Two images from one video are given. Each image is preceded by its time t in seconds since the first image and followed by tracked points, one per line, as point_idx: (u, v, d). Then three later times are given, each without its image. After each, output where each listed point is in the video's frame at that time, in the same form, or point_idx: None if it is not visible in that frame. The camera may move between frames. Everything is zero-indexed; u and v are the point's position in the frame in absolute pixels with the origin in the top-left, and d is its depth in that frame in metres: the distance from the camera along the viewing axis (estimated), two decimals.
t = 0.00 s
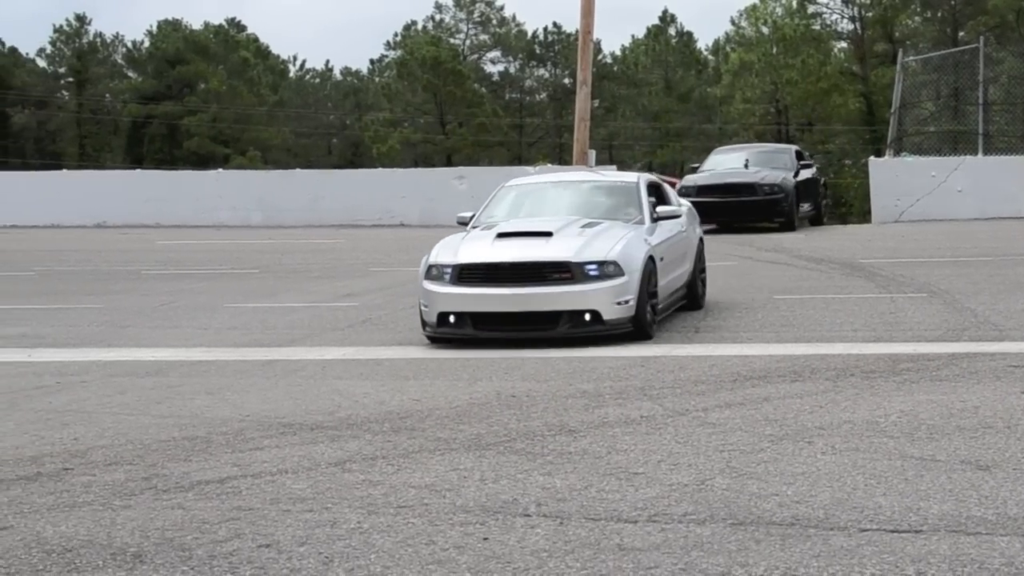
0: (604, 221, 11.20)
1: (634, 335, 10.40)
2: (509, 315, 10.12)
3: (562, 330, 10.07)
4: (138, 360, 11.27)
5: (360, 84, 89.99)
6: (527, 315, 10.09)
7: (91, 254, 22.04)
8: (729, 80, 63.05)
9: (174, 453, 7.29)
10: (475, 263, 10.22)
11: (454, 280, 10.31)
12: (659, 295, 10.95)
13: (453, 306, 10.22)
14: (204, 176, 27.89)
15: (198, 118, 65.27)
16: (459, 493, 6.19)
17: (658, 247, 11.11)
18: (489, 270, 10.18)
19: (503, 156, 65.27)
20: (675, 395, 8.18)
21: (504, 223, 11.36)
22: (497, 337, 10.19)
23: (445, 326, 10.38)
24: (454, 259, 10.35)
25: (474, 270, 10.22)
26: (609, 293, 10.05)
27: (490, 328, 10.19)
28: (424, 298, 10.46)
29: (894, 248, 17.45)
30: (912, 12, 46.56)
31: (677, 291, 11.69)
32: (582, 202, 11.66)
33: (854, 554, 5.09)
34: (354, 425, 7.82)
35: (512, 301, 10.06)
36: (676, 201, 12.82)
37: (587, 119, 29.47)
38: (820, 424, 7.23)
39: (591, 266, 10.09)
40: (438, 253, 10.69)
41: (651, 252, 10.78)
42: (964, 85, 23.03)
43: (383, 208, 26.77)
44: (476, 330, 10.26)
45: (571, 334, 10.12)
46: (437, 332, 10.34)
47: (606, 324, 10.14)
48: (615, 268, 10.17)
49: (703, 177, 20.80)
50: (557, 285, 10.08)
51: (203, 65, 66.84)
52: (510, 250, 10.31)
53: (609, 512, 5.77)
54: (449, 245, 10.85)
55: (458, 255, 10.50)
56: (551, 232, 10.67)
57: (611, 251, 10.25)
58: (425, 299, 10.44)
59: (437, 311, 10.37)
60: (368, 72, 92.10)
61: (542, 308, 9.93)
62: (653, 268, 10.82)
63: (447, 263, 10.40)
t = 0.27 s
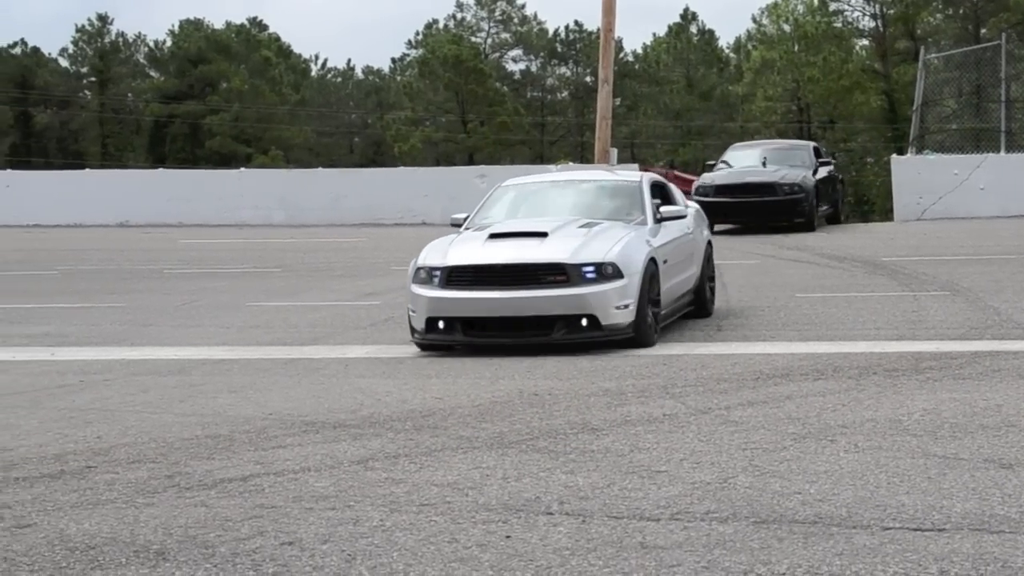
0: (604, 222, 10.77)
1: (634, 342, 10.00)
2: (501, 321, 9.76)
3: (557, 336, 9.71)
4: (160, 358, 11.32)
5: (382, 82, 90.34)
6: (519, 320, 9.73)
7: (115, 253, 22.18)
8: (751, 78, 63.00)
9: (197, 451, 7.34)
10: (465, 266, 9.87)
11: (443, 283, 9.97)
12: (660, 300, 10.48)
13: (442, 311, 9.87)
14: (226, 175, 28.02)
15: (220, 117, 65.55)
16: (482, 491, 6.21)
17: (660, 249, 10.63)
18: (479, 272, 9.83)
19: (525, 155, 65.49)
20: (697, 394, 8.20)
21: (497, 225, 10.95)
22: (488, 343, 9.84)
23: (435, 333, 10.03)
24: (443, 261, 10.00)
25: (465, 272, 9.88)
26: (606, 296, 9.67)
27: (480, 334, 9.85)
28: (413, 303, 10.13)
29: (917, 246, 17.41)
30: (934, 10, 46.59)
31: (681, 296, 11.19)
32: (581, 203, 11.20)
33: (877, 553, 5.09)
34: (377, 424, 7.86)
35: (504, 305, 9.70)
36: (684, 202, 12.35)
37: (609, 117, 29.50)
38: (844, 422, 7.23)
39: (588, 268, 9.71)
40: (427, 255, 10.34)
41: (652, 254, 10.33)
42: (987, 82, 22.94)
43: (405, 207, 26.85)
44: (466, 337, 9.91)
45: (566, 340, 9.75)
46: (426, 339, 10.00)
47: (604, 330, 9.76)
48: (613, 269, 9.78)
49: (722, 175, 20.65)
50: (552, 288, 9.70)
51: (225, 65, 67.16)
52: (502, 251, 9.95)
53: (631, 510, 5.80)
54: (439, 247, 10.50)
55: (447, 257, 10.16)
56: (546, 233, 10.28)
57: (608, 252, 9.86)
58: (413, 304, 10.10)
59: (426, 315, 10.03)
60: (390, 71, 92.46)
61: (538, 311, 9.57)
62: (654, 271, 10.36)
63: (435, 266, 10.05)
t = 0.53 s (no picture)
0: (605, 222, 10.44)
1: (636, 348, 9.71)
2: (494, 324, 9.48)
3: (552, 340, 9.42)
4: (186, 357, 11.38)
5: (407, 81, 90.65)
6: (513, 323, 9.45)
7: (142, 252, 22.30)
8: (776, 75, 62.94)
9: (222, 449, 7.39)
10: (456, 266, 9.60)
11: (433, 285, 9.68)
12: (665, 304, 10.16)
13: (432, 314, 9.59)
14: (252, 173, 28.12)
15: (246, 116, 65.88)
16: (507, 489, 6.24)
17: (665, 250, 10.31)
18: (471, 273, 9.56)
19: (551, 153, 65.59)
20: (723, 392, 8.20)
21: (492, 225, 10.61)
22: (480, 348, 9.55)
23: (424, 337, 9.75)
24: (432, 262, 9.72)
25: (456, 273, 9.61)
26: (606, 298, 9.40)
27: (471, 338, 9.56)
28: (402, 305, 9.85)
29: (943, 243, 17.37)
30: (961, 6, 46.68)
31: (690, 301, 10.83)
32: (583, 203, 10.83)
33: (902, 550, 5.09)
34: (403, 422, 7.90)
35: (497, 306, 9.42)
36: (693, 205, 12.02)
37: (635, 114, 29.50)
38: (869, 420, 7.23)
39: (585, 268, 9.46)
40: (415, 256, 10.06)
41: (656, 254, 10.03)
42: (1013, 79, 23.98)
43: (432, 206, 26.97)
44: (456, 342, 9.61)
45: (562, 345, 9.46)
46: (414, 344, 9.70)
47: (602, 334, 9.48)
48: (613, 270, 9.53)
49: (743, 174, 20.43)
50: (547, 289, 9.43)
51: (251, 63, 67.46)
52: (495, 250, 9.68)
53: (657, 508, 5.81)
54: (428, 248, 10.21)
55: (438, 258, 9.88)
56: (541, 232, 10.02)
57: (607, 252, 9.60)
58: (401, 308, 9.81)
59: (414, 319, 9.73)
60: (415, 70, 92.72)
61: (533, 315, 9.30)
62: (657, 272, 10.06)
63: (425, 267, 9.77)
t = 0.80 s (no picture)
0: (604, 222, 9.99)
1: (633, 357, 9.27)
2: (479, 332, 9.04)
3: (541, 350, 8.97)
4: (215, 356, 11.45)
5: (436, 80, 91.05)
6: (499, 330, 9.00)
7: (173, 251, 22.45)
8: (805, 73, 62.97)
9: (252, 448, 7.44)
10: (438, 271, 9.16)
11: (413, 290, 9.26)
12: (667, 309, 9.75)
13: (412, 321, 9.16)
14: (281, 173, 28.25)
15: (276, 115, 66.27)
16: (537, 488, 6.26)
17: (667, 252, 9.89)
18: (454, 277, 9.13)
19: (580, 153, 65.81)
20: (753, 390, 8.19)
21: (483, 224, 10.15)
22: (464, 358, 9.12)
23: (405, 346, 9.32)
24: (413, 265, 9.29)
25: (438, 277, 9.17)
26: (599, 304, 8.95)
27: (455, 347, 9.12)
28: (382, 312, 9.41)
29: (972, 242, 17.30)
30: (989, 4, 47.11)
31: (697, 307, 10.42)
32: (580, 201, 10.36)
33: (933, 549, 5.09)
34: (432, 421, 7.92)
35: (481, 313, 8.97)
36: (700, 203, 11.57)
37: (664, 113, 29.48)
38: (899, 418, 7.22)
39: (577, 272, 9.00)
40: (398, 258, 9.62)
41: (656, 257, 9.59)
42: None
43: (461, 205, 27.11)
44: (439, 351, 9.19)
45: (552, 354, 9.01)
46: (396, 353, 9.29)
47: (596, 343, 9.03)
48: (607, 274, 9.07)
49: (768, 175, 20.24)
50: (536, 294, 8.98)
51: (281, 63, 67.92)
52: (481, 252, 9.23)
53: (686, 506, 5.83)
54: (412, 249, 9.78)
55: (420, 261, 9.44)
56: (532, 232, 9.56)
57: (601, 254, 9.14)
58: (381, 315, 9.39)
59: (395, 327, 9.31)
60: (445, 69, 93.06)
61: (521, 322, 8.86)
62: (658, 276, 9.62)
63: (406, 271, 9.34)
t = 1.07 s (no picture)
0: (606, 221, 9.55)
1: (633, 367, 8.85)
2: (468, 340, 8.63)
3: (533, 359, 8.56)
4: (249, 355, 11.53)
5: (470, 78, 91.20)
6: (489, 338, 8.59)
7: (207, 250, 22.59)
8: (839, 70, 62.72)
9: (286, 446, 7.49)
10: (424, 274, 8.76)
11: (398, 295, 8.85)
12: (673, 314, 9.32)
13: (396, 329, 8.76)
14: (315, 172, 28.42)
15: (310, 114, 66.63)
16: (570, 486, 6.28)
17: (673, 254, 9.45)
18: (441, 280, 8.72)
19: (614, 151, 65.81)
20: (787, 388, 8.18)
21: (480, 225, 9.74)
22: (450, 367, 8.71)
23: (390, 354, 8.92)
24: (398, 268, 8.88)
25: (424, 281, 8.77)
26: (597, 309, 8.53)
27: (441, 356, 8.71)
28: (366, 318, 9.01)
29: (1008, 239, 17.20)
30: None
31: (708, 312, 10.00)
32: (582, 200, 9.92)
33: (968, 546, 5.08)
34: (464, 419, 7.94)
35: (469, 320, 8.56)
36: (713, 202, 11.14)
37: (697, 111, 29.41)
38: (933, 416, 7.19)
39: (573, 275, 8.58)
40: (383, 262, 9.20)
41: (659, 259, 9.15)
42: None
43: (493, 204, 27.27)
44: (424, 360, 8.78)
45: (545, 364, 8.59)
46: (380, 363, 8.89)
47: (593, 352, 8.61)
48: (605, 277, 8.65)
49: (798, 176, 19.85)
50: (528, 299, 8.56)
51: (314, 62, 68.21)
52: (471, 254, 8.81)
53: (720, 504, 5.83)
54: (397, 252, 9.35)
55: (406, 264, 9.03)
56: (526, 233, 9.12)
57: (599, 255, 8.71)
58: (365, 321, 8.99)
59: (378, 334, 8.91)
60: (478, 67, 93.22)
61: (513, 330, 8.45)
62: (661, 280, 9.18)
63: (390, 274, 8.94)
